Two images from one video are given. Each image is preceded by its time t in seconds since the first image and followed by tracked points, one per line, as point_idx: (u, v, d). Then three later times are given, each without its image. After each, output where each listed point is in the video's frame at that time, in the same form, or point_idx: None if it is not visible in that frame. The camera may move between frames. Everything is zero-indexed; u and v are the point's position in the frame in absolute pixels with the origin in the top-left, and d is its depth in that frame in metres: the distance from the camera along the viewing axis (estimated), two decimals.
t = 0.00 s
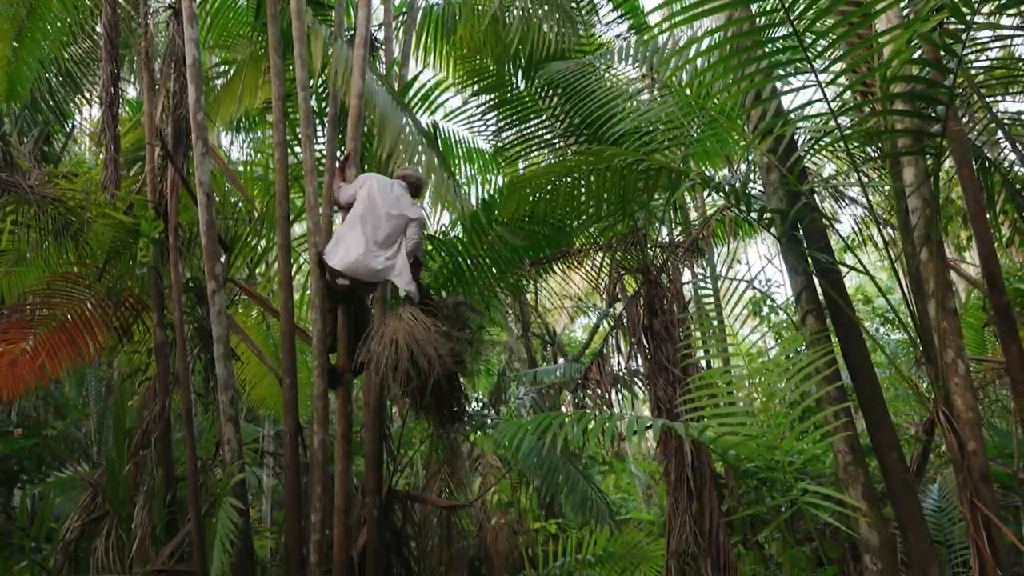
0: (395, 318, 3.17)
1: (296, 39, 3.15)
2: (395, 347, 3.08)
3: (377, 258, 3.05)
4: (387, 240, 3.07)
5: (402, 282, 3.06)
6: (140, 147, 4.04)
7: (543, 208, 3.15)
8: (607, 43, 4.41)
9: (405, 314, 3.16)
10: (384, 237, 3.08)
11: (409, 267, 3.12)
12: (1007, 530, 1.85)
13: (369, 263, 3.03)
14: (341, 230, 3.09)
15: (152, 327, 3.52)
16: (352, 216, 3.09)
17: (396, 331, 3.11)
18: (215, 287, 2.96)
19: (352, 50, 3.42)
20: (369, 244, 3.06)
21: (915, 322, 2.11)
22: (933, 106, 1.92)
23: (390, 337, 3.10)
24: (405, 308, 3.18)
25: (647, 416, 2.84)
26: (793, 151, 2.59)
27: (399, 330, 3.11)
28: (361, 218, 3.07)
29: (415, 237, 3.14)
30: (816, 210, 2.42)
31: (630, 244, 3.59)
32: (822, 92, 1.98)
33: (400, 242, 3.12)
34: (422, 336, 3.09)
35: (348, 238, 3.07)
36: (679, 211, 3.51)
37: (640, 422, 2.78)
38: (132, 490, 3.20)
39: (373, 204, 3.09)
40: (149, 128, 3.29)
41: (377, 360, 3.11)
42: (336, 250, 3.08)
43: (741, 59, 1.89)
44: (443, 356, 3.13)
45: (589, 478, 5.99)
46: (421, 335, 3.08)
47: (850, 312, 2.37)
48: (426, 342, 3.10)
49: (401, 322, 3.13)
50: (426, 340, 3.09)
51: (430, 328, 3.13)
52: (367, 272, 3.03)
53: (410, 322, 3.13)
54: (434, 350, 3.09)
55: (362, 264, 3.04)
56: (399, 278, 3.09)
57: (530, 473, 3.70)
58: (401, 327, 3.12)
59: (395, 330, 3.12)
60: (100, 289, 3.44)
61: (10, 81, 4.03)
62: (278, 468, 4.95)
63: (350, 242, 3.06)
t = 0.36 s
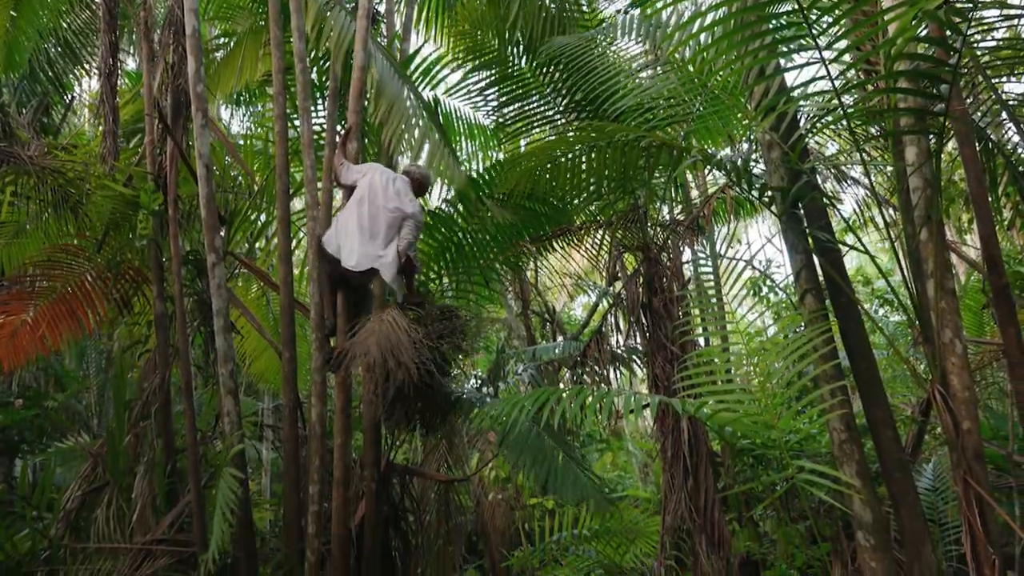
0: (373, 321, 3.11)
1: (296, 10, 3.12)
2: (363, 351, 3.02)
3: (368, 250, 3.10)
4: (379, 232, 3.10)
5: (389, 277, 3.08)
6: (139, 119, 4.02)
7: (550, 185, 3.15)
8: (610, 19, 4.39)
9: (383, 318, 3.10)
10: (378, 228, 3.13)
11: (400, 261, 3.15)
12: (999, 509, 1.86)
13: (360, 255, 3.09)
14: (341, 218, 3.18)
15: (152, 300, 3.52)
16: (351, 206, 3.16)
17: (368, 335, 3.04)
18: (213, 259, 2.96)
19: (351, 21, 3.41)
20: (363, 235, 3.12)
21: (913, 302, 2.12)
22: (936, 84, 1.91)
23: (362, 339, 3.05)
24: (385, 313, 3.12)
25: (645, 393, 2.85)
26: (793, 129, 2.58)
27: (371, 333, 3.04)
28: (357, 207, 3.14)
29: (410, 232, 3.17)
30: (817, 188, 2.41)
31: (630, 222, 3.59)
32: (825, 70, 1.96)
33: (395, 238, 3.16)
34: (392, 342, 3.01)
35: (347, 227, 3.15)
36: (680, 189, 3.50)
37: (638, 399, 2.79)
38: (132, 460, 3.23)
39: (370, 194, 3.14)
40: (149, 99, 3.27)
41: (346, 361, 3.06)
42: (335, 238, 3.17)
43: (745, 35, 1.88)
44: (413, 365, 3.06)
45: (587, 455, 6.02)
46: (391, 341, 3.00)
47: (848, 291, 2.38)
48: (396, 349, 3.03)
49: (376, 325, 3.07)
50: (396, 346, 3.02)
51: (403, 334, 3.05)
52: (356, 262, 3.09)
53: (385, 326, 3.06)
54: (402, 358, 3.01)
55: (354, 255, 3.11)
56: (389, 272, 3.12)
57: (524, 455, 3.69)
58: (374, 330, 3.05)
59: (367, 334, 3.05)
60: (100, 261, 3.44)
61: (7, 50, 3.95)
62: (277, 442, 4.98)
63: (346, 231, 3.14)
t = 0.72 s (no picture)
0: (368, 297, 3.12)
1: None
2: (351, 326, 3.04)
3: (368, 243, 3.17)
4: (377, 224, 3.15)
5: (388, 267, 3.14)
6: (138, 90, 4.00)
7: (551, 159, 3.19)
8: None
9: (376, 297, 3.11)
10: (376, 219, 3.17)
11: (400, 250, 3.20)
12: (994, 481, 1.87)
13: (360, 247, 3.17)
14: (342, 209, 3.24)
15: (153, 272, 3.53)
16: (350, 198, 3.21)
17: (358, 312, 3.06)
18: (214, 231, 2.96)
19: None
20: (362, 226, 3.17)
21: (913, 275, 2.12)
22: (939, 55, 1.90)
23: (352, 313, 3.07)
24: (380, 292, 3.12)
25: (644, 366, 2.86)
26: (796, 101, 2.56)
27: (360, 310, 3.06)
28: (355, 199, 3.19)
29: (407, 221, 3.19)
30: (819, 162, 2.40)
31: (631, 195, 3.55)
32: (830, 41, 1.94)
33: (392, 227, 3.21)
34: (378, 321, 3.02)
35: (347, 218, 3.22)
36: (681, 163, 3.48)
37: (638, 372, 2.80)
38: (134, 431, 3.25)
39: (365, 185, 3.16)
40: (148, 70, 3.25)
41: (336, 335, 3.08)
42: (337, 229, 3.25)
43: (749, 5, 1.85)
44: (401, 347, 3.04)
45: (587, 429, 6.06)
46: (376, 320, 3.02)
47: (849, 265, 2.38)
48: (384, 330, 3.04)
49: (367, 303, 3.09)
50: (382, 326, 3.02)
51: (391, 315, 3.04)
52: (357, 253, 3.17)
53: (375, 305, 3.07)
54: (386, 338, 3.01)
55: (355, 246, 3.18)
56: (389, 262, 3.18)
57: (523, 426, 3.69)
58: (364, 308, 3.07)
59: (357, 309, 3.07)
60: (100, 232, 3.43)
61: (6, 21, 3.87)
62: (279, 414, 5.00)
63: (346, 222, 3.20)
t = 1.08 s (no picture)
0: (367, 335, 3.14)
1: None
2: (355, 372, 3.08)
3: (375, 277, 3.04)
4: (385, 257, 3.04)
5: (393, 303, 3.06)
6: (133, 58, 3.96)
7: (549, 132, 3.19)
8: None
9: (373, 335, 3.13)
10: (378, 253, 3.04)
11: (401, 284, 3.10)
12: (985, 452, 1.89)
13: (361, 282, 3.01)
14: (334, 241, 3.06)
15: (150, 242, 3.53)
16: (346, 229, 3.05)
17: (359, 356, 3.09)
18: (210, 201, 2.95)
19: None
20: (363, 260, 3.02)
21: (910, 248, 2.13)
22: (941, 27, 1.89)
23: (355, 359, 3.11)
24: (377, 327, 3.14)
25: (640, 339, 2.87)
26: (797, 72, 2.55)
27: (361, 354, 3.09)
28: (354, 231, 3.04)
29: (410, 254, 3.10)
30: (817, 134, 2.39)
31: (630, 168, 3.53)
32: (832, 10, 1.92)
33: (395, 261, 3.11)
34: (381, 360, 3.07)
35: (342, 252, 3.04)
36: (680, 136, 3.46)
37: (633, 345, 2.81)
38: (132, 400, 3.27)
39: (366, 217, 3.04)
40: (143, 37, 3.22)
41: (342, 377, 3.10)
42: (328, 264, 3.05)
43: None
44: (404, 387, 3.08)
45: (584, 403, 6.09)
46: (380, 360, 3.06)
47: (846, 239, 2.38)
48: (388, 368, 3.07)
49: (366, 344, 3.11)
50: (385, 364, 3.06)
51: (392, 350, 3.09)
52: (359, 289, 3.01)
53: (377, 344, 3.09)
54: (391, 378, 3.06)
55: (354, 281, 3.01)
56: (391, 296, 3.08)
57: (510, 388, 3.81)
58: (365, 350, 3.10)
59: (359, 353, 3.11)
60: (97, 201, 3.40)
61: None
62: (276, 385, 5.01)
63: (342, 255, 3.02)
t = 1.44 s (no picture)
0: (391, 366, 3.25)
1: None
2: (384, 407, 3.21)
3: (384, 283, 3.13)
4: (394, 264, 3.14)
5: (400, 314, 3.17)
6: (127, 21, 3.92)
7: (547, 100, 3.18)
8: None
9: (395, 365, 3.26)
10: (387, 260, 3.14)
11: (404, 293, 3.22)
12: (976, 424, 1.90)
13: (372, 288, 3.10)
14: (346, 249, 3.12)
15: (145, 208, 3.50)
16: (359, 234, 3.12)
17: (387, 391, 3.22)
18: (206, 166, 2.95)
19: None
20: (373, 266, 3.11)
21: (906, 219, 2.14)
22: None
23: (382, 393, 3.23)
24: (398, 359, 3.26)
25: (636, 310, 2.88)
26: (797, 41, 2.53)
27: (388, 388, 3.22)
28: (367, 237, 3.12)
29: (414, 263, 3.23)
30: (817, 104, 2.38)
31: (629, 139, 3.50)
32: None
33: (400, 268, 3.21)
34: (409, 396, 3.20)
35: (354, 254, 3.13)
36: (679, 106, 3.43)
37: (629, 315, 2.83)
38: (129, 365, 3.28)
39: (379, 224, 3.12)
40: None
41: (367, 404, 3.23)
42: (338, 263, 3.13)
43: None
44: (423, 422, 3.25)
45: (580, 374, 6.10)
46: (408, 396, 3.19)
47: (843, 209, 2.37)
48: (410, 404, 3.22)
49: (391, 377, 3.24)
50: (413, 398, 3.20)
51: (418, 382, 3.24)
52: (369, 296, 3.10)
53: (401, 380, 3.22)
54: (418, 412, 3.20)
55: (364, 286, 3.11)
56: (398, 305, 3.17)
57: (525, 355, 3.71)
58: (391, 384, 3.23)
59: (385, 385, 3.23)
60: (91, 165, 3.39)
61: None
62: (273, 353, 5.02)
63: (359, 263, 3.11)
